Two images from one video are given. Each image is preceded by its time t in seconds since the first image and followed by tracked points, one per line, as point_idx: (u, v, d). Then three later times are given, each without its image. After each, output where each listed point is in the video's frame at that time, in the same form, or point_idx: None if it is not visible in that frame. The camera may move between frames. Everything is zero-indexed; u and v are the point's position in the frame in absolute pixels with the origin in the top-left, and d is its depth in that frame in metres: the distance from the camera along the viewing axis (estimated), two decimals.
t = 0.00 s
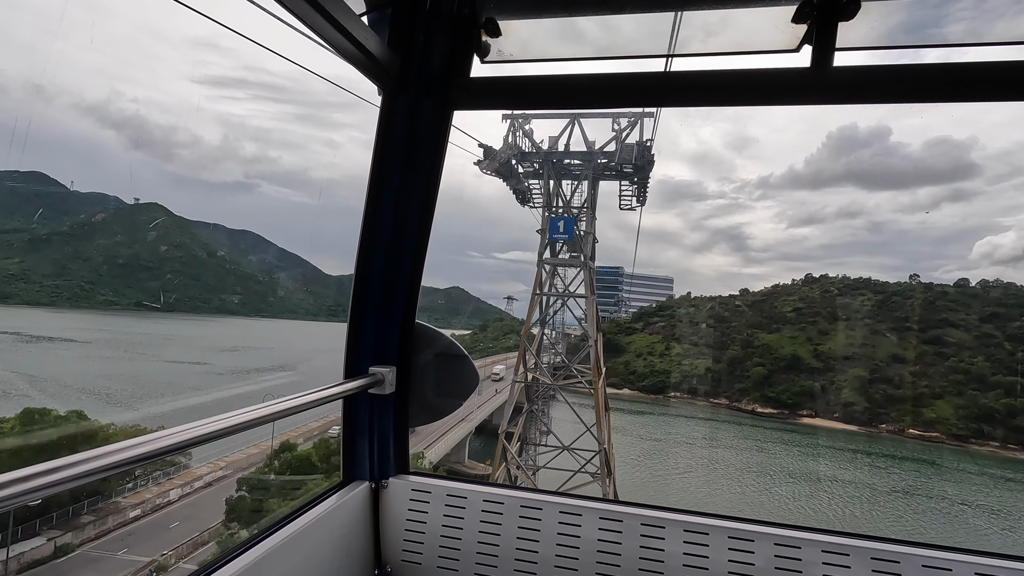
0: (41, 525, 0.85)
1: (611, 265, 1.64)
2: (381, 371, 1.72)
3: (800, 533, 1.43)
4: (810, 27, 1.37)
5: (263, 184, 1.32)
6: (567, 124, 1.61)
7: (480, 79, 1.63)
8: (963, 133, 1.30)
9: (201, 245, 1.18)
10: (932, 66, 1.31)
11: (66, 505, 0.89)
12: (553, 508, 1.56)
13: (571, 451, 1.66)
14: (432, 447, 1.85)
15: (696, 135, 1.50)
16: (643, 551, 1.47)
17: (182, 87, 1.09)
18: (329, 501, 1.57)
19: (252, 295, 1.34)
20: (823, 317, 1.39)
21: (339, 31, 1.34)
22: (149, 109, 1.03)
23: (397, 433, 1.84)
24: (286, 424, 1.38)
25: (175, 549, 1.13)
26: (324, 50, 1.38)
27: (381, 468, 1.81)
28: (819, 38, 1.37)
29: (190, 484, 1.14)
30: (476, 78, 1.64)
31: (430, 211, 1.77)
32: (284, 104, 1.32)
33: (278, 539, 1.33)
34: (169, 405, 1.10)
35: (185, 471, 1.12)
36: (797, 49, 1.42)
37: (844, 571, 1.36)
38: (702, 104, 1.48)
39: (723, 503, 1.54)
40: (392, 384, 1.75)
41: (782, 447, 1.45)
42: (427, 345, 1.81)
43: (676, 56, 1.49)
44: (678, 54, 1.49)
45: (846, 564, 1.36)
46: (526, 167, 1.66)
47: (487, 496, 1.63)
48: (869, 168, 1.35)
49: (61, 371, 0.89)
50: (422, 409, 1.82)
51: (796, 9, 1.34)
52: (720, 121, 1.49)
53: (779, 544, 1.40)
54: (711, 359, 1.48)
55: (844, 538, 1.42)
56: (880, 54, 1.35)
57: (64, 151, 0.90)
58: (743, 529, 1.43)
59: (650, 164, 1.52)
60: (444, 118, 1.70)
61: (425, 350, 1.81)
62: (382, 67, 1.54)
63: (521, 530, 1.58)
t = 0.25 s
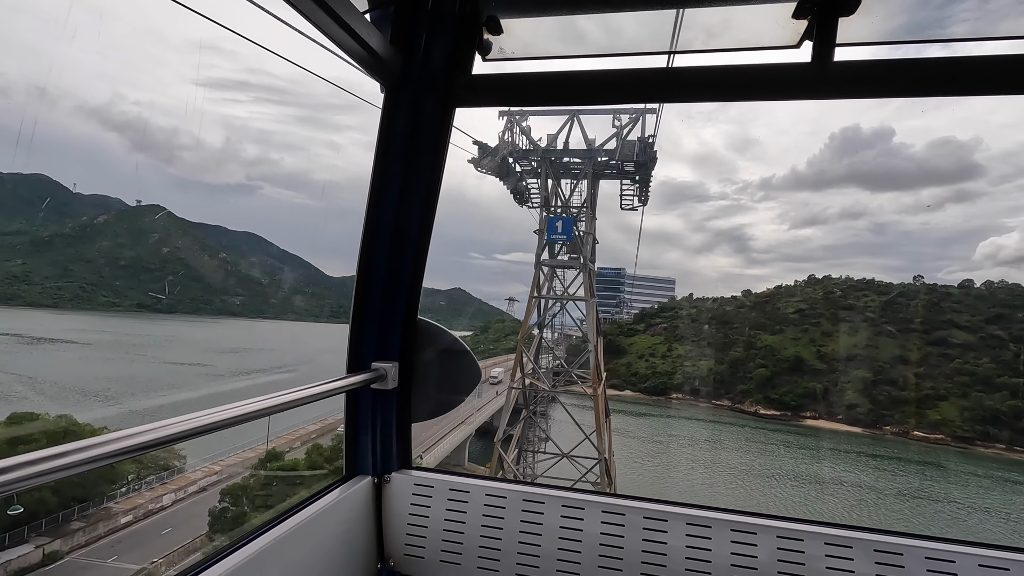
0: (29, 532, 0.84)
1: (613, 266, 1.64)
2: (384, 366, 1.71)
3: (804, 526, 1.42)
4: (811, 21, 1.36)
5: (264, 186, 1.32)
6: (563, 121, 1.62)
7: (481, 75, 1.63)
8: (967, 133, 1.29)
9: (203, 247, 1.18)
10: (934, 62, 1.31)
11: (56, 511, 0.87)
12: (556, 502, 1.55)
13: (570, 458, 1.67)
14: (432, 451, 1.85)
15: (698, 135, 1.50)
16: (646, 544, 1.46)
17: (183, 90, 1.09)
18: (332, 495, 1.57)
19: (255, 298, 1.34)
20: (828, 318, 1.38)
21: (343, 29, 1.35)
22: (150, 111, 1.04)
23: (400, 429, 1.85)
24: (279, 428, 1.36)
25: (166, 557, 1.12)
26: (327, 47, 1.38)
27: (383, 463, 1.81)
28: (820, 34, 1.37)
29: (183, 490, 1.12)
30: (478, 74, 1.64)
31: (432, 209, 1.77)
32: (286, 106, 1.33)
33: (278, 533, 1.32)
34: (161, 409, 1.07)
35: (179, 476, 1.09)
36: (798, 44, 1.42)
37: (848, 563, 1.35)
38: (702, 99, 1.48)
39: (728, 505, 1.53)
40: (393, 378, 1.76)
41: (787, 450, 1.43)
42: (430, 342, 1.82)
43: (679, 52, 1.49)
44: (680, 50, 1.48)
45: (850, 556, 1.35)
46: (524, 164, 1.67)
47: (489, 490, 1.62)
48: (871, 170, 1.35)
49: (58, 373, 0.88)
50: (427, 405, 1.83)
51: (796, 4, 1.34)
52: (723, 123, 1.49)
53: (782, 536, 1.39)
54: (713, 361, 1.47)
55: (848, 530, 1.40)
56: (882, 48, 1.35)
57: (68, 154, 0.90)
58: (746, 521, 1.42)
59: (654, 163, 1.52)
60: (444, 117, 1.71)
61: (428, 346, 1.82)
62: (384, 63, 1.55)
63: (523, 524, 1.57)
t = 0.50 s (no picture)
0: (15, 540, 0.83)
1: (616, 268, 1.64)
2: (385, 355, 1.72)
3: (807, 512, 1.41)
4: (810, 8, 1.36)
5: (268, 189, 1.32)
6: (563, 117, 1.63)
7: (482, 65, 1.64)
8: (969, 134, 1.29)
9: (206, 249, 1.18)
10: (936, 55, 1.31)
11: (43, 520, 0.86)
12: (558, 490, 1.56)
13: (569, 467, 1.65)
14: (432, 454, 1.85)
15: (699, 137, 1.48)
16: (649, 531, 1.46)
17: (188, 94, 1.09)
18: (334, 482, 1.57)
19: (259, 299, 1.35)
20: (833, 319, 1.37)
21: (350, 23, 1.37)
22: (156, 116, 1.04)
23: (402, 421, 1.85)
24: (275, 432, 1.35)
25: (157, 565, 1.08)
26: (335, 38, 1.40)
27: (385, 452, 1.81)
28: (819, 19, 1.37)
29: (176, 497, 1.10)
30: (479, 65, 1.65)
31: (432, 204, 1.77)
32: (290, 109, 1.33)
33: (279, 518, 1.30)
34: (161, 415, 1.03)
35: (173, 481, 1.08)
36: (798, 31, 1.41)
37: (853, 548, 1.34)
38: (702, 86, 1.49)
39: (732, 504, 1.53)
40: (396, 367, 1.75)
41: (795, 454, 1.44)
42: (432, 335, 1.82)
43: (681, 41, 1.49)
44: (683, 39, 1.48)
45: (854, 542, 1.34)
46: (518, 159, 1.67)
47: (490, 478, 1.62)
48: (873, 172, 1.35)
49: (63, 377, 0.88)
50: (427, 396, 1.84)
51: None
52: (723, 125, 1.47)
53: (786, 522, 1.38)
54: (716, 362, 1.46)
55: (852, 516, 1.40)
56: (890, 33, 1.35)
57: (73, 158, 0.90)
58: (750, 507, 1.41)
59: (656, 159, 1.51)
60: (445, 114, 1.71)
61: (430, 339, 1.82)
62: (386, 54, 1.55)
63: (525, 512, 1.57)
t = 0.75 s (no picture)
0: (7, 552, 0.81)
1: (619, 269, 1.64)
2: (385, 348, 1.74)
3: (807, 502, 1.41)
4: None
5: (271, 191, 1.32)
6: (563, 111, 1.61)
7: (482, 57, 1.63)
8: (973, 133, 1.28)
9: (210, 252, 1.19)
10: (941, 48, 1.31)
11: (32, 528, 0.84)
12: (558, 482, 1.56)
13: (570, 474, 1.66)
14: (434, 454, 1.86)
15: (701, 138, 1.47)
16: (649, 521, 1.46)
17: (191, 97, 1.10)
18: (334, 473, 1.57)
19: (262, 301, 1.35)
20: (837, 320, 1.36)
21: (351, 16, 1.34)
22: (159, 118, 1.04)
23: (402, 419, 1.86)
24: (270, 436, 1.33)
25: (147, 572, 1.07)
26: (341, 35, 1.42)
27: (386, 445, 1.82)
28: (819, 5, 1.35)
29: (170, 503, 1.08)
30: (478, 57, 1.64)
31: (432, 197, 1.78)
32: (293, 112, 1.34)
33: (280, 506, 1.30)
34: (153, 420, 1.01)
35: (167, 488, 1.06)
36: (796, 21, 1.39)
37: (853, 538, 1.33)
38: (703, 74, 1.48)
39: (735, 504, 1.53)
40: (395, 360, 1.77)
41: (800, 454, 1.44)
42: (434, 328, 1.83)
43: (685, 31, 1.47)
44: (686, 29, 1.47)
45: (854, 532, 1.34)
46: (513, 155, 1.66)
47: (490, 470, 1.63)
48: (876, 173, 1.34)
49: (68, 380, 0.88)
50: (427, 389, 1.85)
51: None
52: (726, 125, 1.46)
53: (786, 511, 1.38)
54: (719, 363, 1.46)
55: (852, 506, 1.40)
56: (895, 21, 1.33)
57: (76, 162, 0.90)
58: (749, 497, 1.42)
59: (659, 154, 1.51)
60: (444, 107, 1.71)
61: (431, 332, 1.84)
62: (386, 46, 1.53)
63: (525, 505, 1.57)
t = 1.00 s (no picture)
0: None
1: (621, 270, 1.62)
2: (388, 346, 1.74)
3: (811, 499, 1.40)
4: None
5: (275, 194, 1.32)
6: (563, 107, 1.61)
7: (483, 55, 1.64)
8: (978, 134, 1.27)
9: (214, 254, 1.19)
10: (945, 45, 1.30)
11: (21, 538, 0.80)
12: (561, 479, 1.55)
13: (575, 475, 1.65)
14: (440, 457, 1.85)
15: (705, 139, 1.46)
16: (652, 519, 1.45)
17: (196, 101, 1.10)
18: (336, 471, 1.57)
19: (265, 303, 1.35)
20: (842, 322, 1.35)
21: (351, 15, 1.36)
22: (164, 121, 1.04)
23: (404, 416, 1.85)
24: (266, 443, 1.32)
25: None
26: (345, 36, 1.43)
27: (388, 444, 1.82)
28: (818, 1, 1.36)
29: (166, 511, 1.05)
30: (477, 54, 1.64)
31: (432, 195, 1.79)
32: (296, 115, 1.34)
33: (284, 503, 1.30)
34: (146, 425, 0.98)
35: (161, 496, 1.04)
36: (797, 16, 1.40)
37: (856, 534, 1.33)
38: (705, 71, 1.48)
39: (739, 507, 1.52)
40: (398, 359, 1.76)
41: (801, 457, 1.44)
42: (437, 325, 1.85)
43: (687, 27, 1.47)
44: (689, 25, 1.47)
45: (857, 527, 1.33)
46: (506, 151, 1.66)
47: (492, 467, 1.62)
48: (880, 174, 1.33)
49: (74, 382, 0.88)
50: (432, 387, 1.86)
51: None
52: (729, 126, 1.45)
53: (789, 507, 1.38)
54: (723, 365, 1.45)
55: (855, 501, 1.39)
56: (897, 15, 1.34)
57: (80, 164, 0.90)
58: (752, 493, 1.41)
59: (662, 150, 1.51)
60: (444, 106, 1.72)
61: (433, 329, 1.85)
62: (386, 44, 1.54)
63: (527, 502, 1.56)
